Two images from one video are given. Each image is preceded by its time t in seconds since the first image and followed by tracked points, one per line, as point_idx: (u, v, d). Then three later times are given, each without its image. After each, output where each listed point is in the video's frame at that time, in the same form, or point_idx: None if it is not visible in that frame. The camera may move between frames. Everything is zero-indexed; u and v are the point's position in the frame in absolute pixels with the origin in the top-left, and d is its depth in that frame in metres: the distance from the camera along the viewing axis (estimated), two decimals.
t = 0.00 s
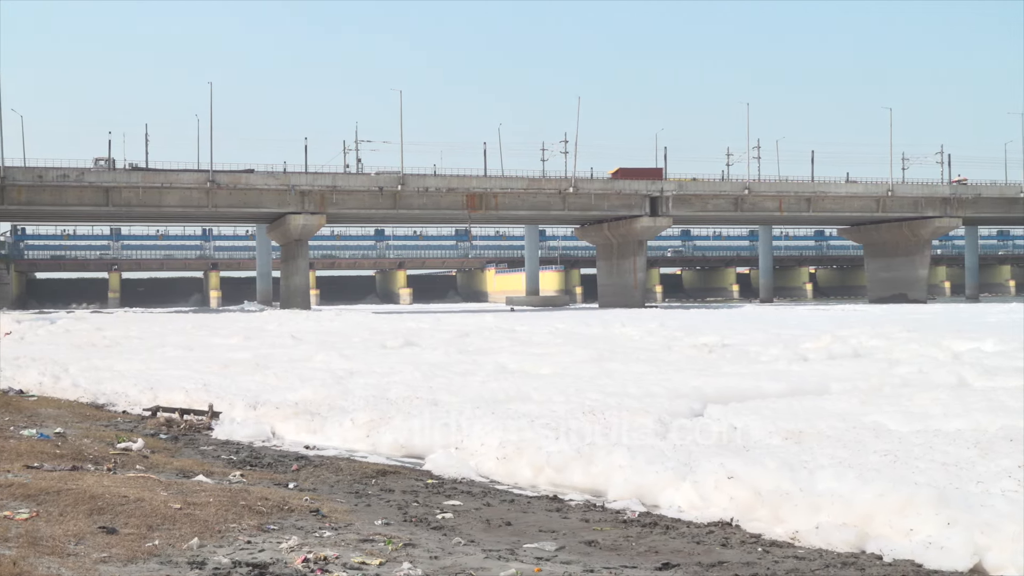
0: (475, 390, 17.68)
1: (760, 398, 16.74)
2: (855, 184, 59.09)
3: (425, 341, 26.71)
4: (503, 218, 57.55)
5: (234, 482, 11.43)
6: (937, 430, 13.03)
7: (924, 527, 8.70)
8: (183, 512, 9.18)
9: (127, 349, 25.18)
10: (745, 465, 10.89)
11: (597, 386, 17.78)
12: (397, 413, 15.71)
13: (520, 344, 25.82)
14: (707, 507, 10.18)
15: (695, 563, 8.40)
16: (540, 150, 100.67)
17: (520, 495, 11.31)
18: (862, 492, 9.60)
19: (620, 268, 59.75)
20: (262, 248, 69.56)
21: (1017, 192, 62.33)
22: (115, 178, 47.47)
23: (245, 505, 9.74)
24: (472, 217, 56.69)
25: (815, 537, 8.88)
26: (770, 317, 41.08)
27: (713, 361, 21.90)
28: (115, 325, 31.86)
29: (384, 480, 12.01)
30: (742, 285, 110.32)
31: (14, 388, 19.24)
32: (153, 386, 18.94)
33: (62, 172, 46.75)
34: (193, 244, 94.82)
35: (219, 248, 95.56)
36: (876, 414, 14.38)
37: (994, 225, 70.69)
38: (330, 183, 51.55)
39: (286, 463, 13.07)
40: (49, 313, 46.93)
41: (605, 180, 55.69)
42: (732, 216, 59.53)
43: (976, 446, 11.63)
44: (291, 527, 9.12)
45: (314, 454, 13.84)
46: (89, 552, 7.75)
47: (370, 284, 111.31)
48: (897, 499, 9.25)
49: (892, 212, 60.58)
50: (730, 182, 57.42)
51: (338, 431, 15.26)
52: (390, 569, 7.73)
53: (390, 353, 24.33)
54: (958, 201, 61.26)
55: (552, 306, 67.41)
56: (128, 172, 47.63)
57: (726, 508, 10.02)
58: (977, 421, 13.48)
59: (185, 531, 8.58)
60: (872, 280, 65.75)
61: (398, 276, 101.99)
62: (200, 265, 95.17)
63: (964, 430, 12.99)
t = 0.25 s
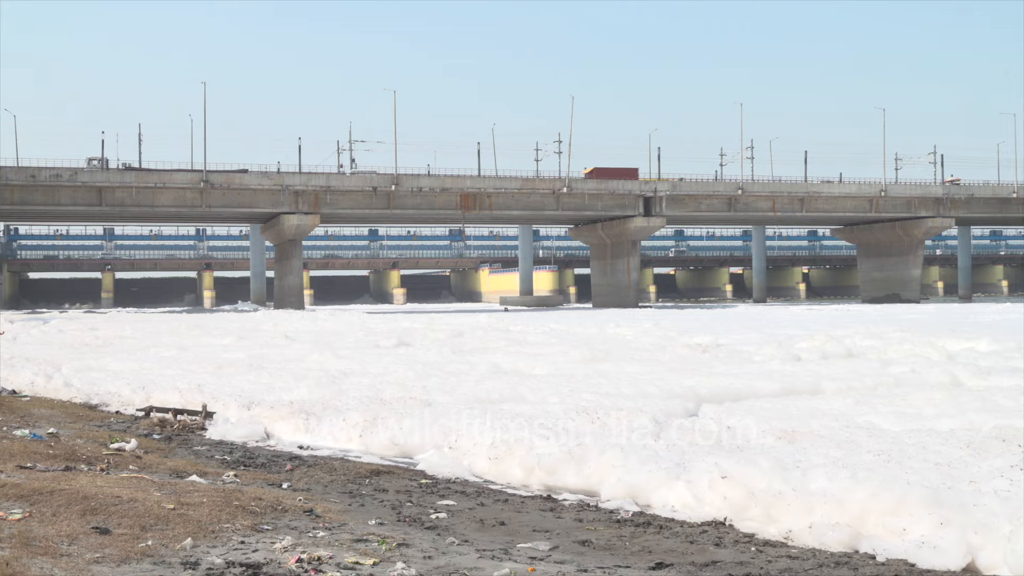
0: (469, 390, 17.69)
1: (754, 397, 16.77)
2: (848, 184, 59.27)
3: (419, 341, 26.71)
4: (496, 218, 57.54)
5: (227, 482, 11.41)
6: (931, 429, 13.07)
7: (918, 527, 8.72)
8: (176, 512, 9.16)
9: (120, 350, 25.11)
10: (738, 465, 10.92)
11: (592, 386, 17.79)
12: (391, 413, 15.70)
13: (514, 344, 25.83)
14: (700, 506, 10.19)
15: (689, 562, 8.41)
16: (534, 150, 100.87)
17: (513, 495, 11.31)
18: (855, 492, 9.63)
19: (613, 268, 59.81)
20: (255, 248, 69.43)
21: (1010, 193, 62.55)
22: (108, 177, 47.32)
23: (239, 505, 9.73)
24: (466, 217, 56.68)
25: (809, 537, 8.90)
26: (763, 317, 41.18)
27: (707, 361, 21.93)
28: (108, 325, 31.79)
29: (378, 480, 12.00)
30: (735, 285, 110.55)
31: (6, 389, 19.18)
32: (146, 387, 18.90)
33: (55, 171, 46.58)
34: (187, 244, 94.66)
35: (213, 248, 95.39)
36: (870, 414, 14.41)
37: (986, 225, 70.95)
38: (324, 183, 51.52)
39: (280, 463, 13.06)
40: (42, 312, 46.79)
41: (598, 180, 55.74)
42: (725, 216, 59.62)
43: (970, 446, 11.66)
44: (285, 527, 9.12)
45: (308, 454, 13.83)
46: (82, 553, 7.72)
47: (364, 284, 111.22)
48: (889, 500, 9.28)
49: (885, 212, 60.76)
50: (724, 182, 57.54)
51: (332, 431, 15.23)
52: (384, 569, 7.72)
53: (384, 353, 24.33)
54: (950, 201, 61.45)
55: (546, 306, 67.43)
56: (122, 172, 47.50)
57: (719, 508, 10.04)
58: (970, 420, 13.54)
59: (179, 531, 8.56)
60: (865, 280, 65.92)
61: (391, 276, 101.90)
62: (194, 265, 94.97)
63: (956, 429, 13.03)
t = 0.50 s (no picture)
0: (462, 390, 17.69)
1: (747, 398, 16.80)
2: (841, 184, 59.42)
3: (413, 341, 26.70)
4: (490, 218, 57.53)
5: (220, 482, 11.39)
6: (924, 430, 13.11)
7: (910, 526, 8.75)
8: (169, 512, 9.15)
9: (113, 350, 25.04)
10: (731, 465, 10.93)
11: (586, 387, 17.81)
12: (384, 413, 15.70)
13: (507, 344, 25.85)
14: (694, 506, 10.21)
15: (683, 562, 8.42)
16: (529, 151, 100.99)
17: (507, 495, 11.32)
18: (848, 492, 9.65)
19: (607, 268, 59.85)
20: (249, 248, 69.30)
21: (1002, 193, 62.76)
22: (102, 177, 47.19)
23: (232, 505, 9.71)
24: (459, 217, 56.66)
25: (802, 537, 8.92)
26: (757, 318, 41.26)
27: (701, 361, 21.96)
28: (101, 325, 31.71)
29: (372, 480, 12.00)
30: (729, 285, 110.79)
31: None
32: (139, 387, 18.86)
33: (48, 171, 46.44)
34: (180, 244, 94.46)
35: (206, 248, 95.23)
36: (864, 414, 14.44)
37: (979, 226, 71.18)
38: (318, 183, 51.49)
39: (273, 463, 13.05)
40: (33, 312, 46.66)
41: (592, 180, 55.81)
42: (718, 216, 59.70)
43: (962, 446, 11.69)
44: (278, 527, 9.11)
45: (301, 455, 13.81)
46: (75, 553, 7.70)
47: (358, 284, 111.12)
48: (882, 499, 9.30)
49: (879, 212, 60.91)
50: (717, 182, 57.63)
51: (325, 431, 15.22)
52: (377, 570, 7.72)
53: (378, 353, 24.31)
54: (943, 201, 61.63)
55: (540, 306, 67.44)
56: (115, 171, 47.38)
57: (713, 508, 10.06)
58: (963, 420, 13.57)
59: (172, 532, 8.54)
60: (859, 280, 66.07)
61: (385, 276, 101.82)
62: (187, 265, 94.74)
63: (950, 429, 13.06)
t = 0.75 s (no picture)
0: (456, 391, 17.70)
1: (741, 397, 16.84)
2: (834, 185, 59.57)
3: (407, 341, 26.67)
4: (483, 218, 57.53)
5: (213, 482, 11.37)
6: (918, 429, 13.15)
7: (903, 526, 8.78)
8: (162, 513, 9.13)
9: (106, 350, 24.97)
10: (724, 465, 10.94)
11: (579, 387, 17.83)
12: (378, 414, 15.69)
13: (501, 344, 25.85)
14: (687, 506, 10.22)
15: (676, 562, 8.44)
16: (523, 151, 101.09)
17: (500, 495, 11.32)
18: (840, 491, 9.68)
19: (600, 268, 59.89)
20: (242, 248, 69.15)
21: (995, 194, 62.97)
22: (94, 177, 47.03)
23: (225, 506, 9.70)
24: (453, 217, 56.62)
25: (795, 536, 8.95)
26: (750, 318, 41.36)
27: (694, 361, 21.98)
28: (94, 325, 31.62)
29: (365, 480, 12.00)
30: (722, 285, 111.01)
31: None
32: (132, 387, 18.81)
33: (40, 171, 46.28)
34: (173, 244, 94.26)
35: (199, 248, 95.02)
36: (857, 414, 14.47)
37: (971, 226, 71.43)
38: (311, 183, 51.43)
39: (266, 463, 13.04)
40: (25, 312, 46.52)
41: (586, 180, 55.86)
42: (712, 216, 59.78)
43: (954, 446, 11.74)
44: (271, 527, 9.09)
45: (294, 456, 13.75)
46: (67, 554, 7.68)
47: (351, 284, 111.02)
48: (874, 499, 9.33)
49: (871, 212, 61.08)
50: (710, 182, 57.73)
51: (318, 432, 15.20)
52: (371, 570, 7.72)
53: (371, 353, 24.30)
54: (936, 201, 61.88)
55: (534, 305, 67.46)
56: (107, 171, 47.24)
57: (707, 507, 10.07)
58: (956, 421, 13.61)
59: (164, 532, 8.52)
60: (852, 280, 66.24)
61: (378, 276, 101.75)
62: (180, 265, 94.51)
63: (943, 429, 13.10)
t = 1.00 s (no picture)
0: (450, 390, 17.70)
1: (734, 397, 16.88)
2: (827, 185, 59.71)
3: (400, 342, 26.67)
4: (477, 218, 57.52)
5: (206, 483, 11.35)
6: (911, 429, 13.19)
7: (895, 525, 8.81)
8: (155, 513, 9.10)
9: (99, 350, 24.91)
10: (718, 465, 10.96)
11: (573, 387, 17.84)
12: (372, 414, 15.68)
13: (494, 344, 25.87)
14: (681, 506, 10.23)
15: (669, 561, 8.46)
16: (516, 151, 101.12)
17: (493, 495, 11.33)
18: (833, 491, 9.70)
19: (594, 268, 59.92)
20: (235, 248, 69.01)
21: (987, 194, 63.17)
22: (87, 177, 46.88)
23: (218, 506, 9.67)
24: (446, 217, 56.59)
25: (788, 536, 8.97)
26: (743, 317, 41.46)
27: (688, 361, 22.02)
28: (86, 325, 31.54)
29: (359, 480, 11.99)
30: (715, 285, 111.17)
31: None
32: (125, 387, 18.77)
33: (33, 170, 46.11)
34: (166, 244, 94.05)
35: (192, 248, 94.79)
36: (850, 414, 14.51)
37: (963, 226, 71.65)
38: (304, 183, 51.35)
39: (259, 464, 13.02)
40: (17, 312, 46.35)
41: (579, 180, 55.88)
42: (705, 216, 59.87)
43: (947, 446, 11.78)
44: (264, 528, 9.08)
45: (287, 456, 13.73)
46: (60, 555, 7.65)
47: (344, 284, 110.92)
48: (867, 498, 9.36)
49: (864, 212, 61.25)
50: (704, 183, 57.81)
51: (312, 432, 15.19)
52: (364, 570, 7.71)
53: (365, 353, 24.28)
54: (928, 201, 62.10)
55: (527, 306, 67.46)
56: (100, 171, 47.08)
57: (700, 507, 10.09)
58: (950, 421, 13.64)
59: (157, 532, 8.50)
60: (844, 280, 66.39)
61: (371, 276, 101.64)
62: (173, 265, 94.29)
63: (936, 430, 13.13)
